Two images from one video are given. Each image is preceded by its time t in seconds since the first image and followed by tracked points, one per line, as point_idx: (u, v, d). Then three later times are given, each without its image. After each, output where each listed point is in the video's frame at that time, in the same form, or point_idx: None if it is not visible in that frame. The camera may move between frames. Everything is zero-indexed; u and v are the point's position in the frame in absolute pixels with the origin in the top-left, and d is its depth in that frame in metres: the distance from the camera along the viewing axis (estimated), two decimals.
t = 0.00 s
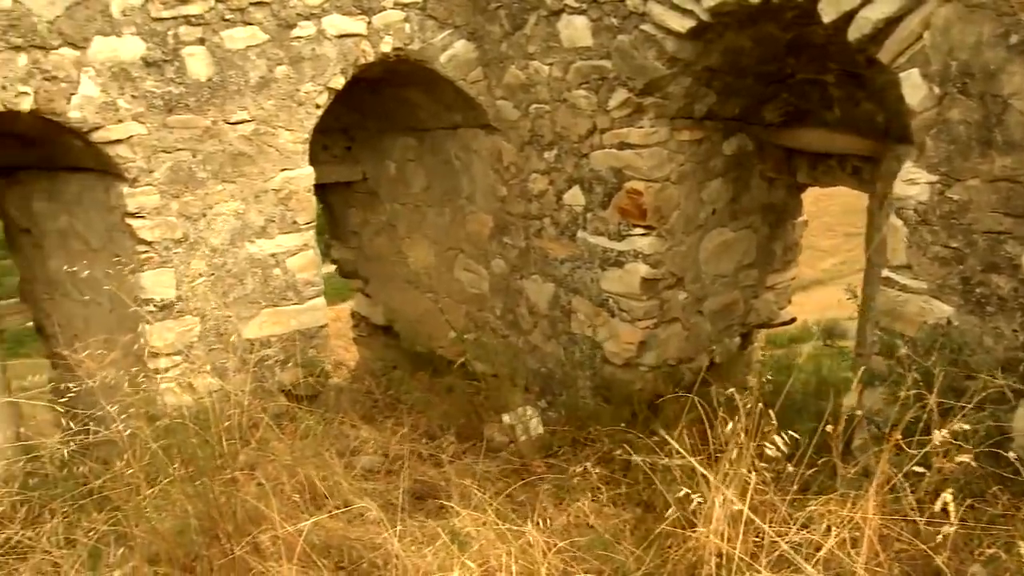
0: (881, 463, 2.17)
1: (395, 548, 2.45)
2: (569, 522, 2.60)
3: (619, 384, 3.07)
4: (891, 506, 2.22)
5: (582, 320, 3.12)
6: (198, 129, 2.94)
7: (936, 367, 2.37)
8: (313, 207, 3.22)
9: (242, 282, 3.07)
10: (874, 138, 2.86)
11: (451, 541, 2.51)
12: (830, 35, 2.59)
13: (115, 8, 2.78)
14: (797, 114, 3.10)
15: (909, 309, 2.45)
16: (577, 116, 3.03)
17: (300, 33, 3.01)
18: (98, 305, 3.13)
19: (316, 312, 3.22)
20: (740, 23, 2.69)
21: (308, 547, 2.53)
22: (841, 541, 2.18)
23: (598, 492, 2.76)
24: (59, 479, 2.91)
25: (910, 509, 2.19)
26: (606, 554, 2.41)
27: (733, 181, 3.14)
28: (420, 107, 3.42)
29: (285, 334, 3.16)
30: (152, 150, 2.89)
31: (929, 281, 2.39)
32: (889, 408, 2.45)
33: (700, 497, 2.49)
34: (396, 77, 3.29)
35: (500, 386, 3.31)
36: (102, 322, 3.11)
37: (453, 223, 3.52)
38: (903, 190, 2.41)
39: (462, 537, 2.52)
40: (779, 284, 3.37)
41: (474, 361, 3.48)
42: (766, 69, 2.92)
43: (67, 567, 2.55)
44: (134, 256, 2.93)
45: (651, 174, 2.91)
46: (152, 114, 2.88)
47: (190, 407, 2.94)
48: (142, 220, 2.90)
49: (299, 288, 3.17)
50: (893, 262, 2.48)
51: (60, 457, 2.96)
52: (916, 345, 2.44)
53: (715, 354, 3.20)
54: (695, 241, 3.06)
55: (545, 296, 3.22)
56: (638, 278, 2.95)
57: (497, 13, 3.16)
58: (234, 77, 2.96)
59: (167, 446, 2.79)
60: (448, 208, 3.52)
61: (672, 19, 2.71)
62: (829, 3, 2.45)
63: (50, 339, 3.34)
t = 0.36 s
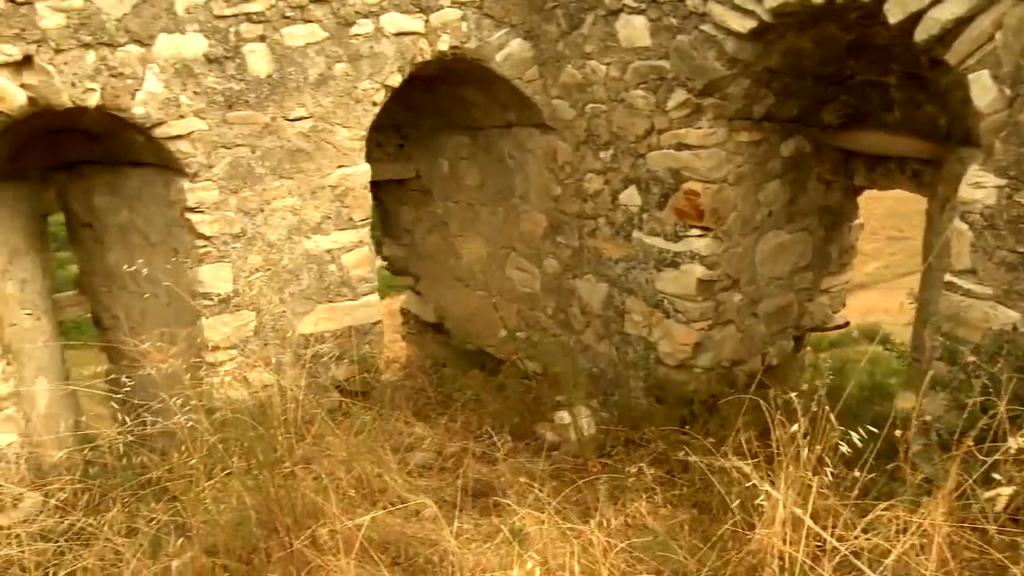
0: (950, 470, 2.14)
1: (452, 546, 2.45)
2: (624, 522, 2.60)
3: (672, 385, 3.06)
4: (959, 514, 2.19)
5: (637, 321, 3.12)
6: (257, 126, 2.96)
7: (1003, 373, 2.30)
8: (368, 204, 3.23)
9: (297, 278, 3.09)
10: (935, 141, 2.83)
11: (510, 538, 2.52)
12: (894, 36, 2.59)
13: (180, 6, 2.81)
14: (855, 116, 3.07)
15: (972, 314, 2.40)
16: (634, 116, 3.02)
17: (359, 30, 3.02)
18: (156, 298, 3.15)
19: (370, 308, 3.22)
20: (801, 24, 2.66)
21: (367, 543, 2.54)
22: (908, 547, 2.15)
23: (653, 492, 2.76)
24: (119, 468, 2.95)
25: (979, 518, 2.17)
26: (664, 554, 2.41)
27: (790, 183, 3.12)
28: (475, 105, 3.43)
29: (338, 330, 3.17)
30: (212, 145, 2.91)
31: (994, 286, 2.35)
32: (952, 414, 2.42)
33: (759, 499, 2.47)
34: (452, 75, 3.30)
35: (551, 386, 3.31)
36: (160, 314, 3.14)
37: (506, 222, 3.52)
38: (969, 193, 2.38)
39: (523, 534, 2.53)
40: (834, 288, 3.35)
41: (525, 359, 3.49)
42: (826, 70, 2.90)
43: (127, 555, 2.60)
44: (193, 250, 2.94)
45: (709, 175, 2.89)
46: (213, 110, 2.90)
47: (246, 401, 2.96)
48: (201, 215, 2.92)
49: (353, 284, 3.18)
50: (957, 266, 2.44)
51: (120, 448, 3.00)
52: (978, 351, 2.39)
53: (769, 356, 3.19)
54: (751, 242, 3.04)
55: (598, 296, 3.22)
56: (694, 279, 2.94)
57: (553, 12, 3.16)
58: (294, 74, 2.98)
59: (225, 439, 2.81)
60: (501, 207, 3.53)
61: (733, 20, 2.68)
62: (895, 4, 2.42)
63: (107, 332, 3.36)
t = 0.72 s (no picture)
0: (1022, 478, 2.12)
1: (510, 546, 2.44)
2: (686, 521, 2.57)
3: (726, 388, 3.04)
4: None
5: (691, 322, 3.12)
6: (316, 123, 2.95)
7: None
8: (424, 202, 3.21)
9: (353, 274, 3.06)
10: (1000, 144, 2.78)
11: (568, 536, 2.52)
12: (960, 38, 2.54)
13: (243, 3, 2.84)
14: (915, 119, 3.03)
15: None
16: (692, 117, 3.01)
17: (417, 29, 3.02)
18: (212, 293, 3.16)
19: (425, 305, 3.20)
20: (865, 26, 2.62)
21: (425, 540, 2.54)
22: (983, 556, 2.11)
23: (708, 494, 2.74)
24: (176, 460, 2.96)
25: None
26: (725, 556, 2.39)
27: (848, 186, 3.08)
28: (529, 104, 3.44)
29: (392, 327, 3.15)
30: (272, 142, 2.91)
31: None
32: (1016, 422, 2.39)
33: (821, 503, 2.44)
34: (507, 74, 3.31)
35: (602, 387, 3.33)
36: (216, 309, 3.15)
37: (559, 221, 3.53)
38: None
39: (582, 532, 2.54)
40: (890, 292, 3.32)
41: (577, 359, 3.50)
42: (887, 72, 2.87)
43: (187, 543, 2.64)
44: (251, 245, 2.94)
45: (769, 177, 2.87)
46: (273, 107, 2.91)
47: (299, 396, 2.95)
48: (260, 210, 2.91)
49: (408, 281, 3.15)
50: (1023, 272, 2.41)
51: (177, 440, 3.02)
52: None
53: (823, 361, 3.16)
54: (808, 245, 3.02)
55: (653, 296, 3.22)
56: (750, 281, 2.93)
57: (612, 12, 3.16)
58: (353, 71, 2.98)
59: (282, 432, 2.81)
60: (554, 206, 3.53)
61: (796, 21, 2.65)
62: (966, 5, 2.35)
63: (163, 326, 3.39)
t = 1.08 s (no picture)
0: None
1: (568, 547, 2.44)
2: (747, 525, 2.56)
3: (781, 391, 3.02)
4: None
5: (746, 325, 3.10)
6: (374, 120, 2.96)
7: None
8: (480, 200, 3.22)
9: (409, 271, 3.07)
10: None
11: (626, 537, 2.51)
12: None
13: (305, 1, 2.86)
14: (979, 122, 2.98)
15: None
16: (751, 118, 2.99)
17: (476, 27, 3.03)
18: (267, 288, 3.16)
19: (479, 304, 3.20)
20: (931, 27, 2.58)
21: (482, 538, 2.55)
22: None
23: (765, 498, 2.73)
24: (231, 453, 2.97)
25: None
26: (786, 559, 2.38)
27: (907, 190, 3.05)
28: (583, 104, 3.44)
29: (446, 324, 3.15)
30: (330, 139, 2.92)
31: None
32: None
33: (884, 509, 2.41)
34: (563, 74, 3.31)
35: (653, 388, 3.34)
36: (271, 304, 3.15)
37: (613, 221, 3.52)
38: None
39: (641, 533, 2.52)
40: (948, 298, 3.28)
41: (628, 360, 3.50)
42: (951, 74, 2.82)
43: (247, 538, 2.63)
44: (308, 242, 2.94)
45: (829, 179, 2.82)
46: (332, 104, 2.92)
47: (350, 392, 2.95)
48: (318, 206, 2.92)
49: (463, 279, 3.16)
50: None
51: (232, 433, 3.02)
52: None
53: (880, 366, 3.13)
54: (866, 249, 2.99)
55: (707, 298, 3.21)
56: (808, 284, 2.90)
57: (670, 12, 3.15)
58: (412, 70, 2.99)
59: (339, 428, 2.82)
60: (607, 206, 3.53)
61: (859, 22, 2.61)
62: None
63: (218, 321, 3.41)
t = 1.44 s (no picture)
0: None
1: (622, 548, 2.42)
2: (804, 528, 2.53)
3: (835, 395, 3.01)
4: None
5: (799, 328, 3.09)
6: (430, 118, 2.97)
7: None
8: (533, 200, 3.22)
9: (462, 269, 3.07)
10: None
11: (681, 539, 2.50)
12: None
13: None
14: None
15: None
16: (807, 120, 2.96)
17: (532, 26, 3.04)
18: (320, 284, 3.15)
19: (531, 303, 3.21)
20: (996, 27, 2.54)
21: (537, 537, 2.54)
22: None
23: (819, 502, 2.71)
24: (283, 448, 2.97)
25: None
26: (844, 564, 2.35)
27: (965, 194, 3.01)
28: (636, 104, 3.44)
29: (498, 323, 3.16)
30: (386, 136, 2.93)
31: None
32: None
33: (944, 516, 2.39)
34: (616, 74, 3.32)
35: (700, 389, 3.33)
36: (323, 300, 3.13)
37: (663, 222, 3.52)
38: None
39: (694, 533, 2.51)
40: (1004, 303, 3.24)
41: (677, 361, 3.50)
42: (1015, 76, 2.77)
43: (299, 534, 2.64)
44: (362, 238, 2.95)
45: (887, 183, 2.80)
46: (389, 101, 2.93)
47: (403, 387, 2.96)
48: (373, 204, 2.93)
49: (515, 278, 3.16)
50: None
51: (284, 428, 3.03)
52: None
53: (933, 371, 3.10)
54: (923, 253, 2.96)
55: (759, 300, 3.20)
56: (863, 288, 2.88)
57: (726, 13, 3.14)
58: (468, 68, 3.00)
59: (393, 424, 2.83)
60: (658, 207, 3.52)
61: (921, 23, 2.58)
62: None
63: (267, 317, 3.38)
